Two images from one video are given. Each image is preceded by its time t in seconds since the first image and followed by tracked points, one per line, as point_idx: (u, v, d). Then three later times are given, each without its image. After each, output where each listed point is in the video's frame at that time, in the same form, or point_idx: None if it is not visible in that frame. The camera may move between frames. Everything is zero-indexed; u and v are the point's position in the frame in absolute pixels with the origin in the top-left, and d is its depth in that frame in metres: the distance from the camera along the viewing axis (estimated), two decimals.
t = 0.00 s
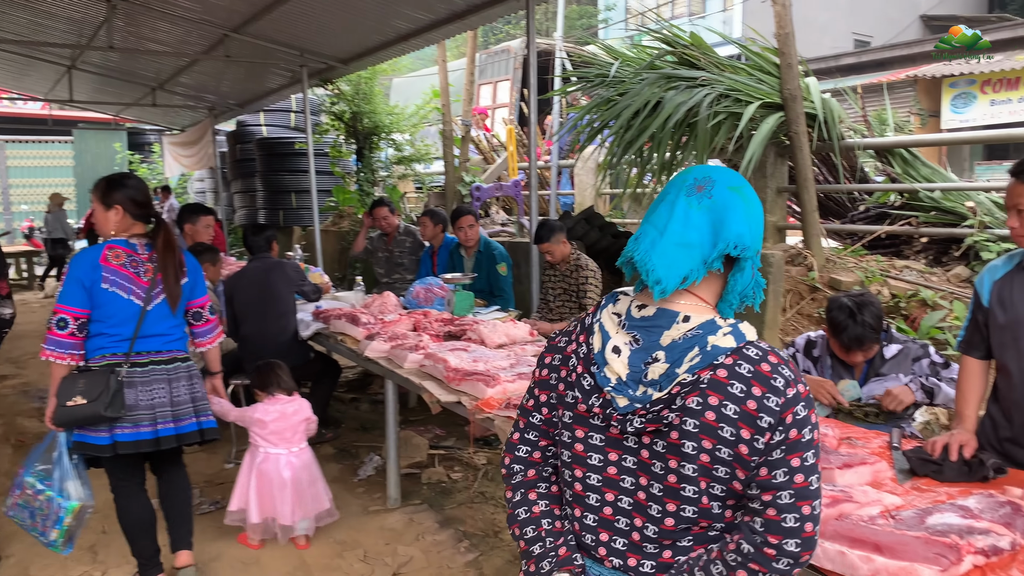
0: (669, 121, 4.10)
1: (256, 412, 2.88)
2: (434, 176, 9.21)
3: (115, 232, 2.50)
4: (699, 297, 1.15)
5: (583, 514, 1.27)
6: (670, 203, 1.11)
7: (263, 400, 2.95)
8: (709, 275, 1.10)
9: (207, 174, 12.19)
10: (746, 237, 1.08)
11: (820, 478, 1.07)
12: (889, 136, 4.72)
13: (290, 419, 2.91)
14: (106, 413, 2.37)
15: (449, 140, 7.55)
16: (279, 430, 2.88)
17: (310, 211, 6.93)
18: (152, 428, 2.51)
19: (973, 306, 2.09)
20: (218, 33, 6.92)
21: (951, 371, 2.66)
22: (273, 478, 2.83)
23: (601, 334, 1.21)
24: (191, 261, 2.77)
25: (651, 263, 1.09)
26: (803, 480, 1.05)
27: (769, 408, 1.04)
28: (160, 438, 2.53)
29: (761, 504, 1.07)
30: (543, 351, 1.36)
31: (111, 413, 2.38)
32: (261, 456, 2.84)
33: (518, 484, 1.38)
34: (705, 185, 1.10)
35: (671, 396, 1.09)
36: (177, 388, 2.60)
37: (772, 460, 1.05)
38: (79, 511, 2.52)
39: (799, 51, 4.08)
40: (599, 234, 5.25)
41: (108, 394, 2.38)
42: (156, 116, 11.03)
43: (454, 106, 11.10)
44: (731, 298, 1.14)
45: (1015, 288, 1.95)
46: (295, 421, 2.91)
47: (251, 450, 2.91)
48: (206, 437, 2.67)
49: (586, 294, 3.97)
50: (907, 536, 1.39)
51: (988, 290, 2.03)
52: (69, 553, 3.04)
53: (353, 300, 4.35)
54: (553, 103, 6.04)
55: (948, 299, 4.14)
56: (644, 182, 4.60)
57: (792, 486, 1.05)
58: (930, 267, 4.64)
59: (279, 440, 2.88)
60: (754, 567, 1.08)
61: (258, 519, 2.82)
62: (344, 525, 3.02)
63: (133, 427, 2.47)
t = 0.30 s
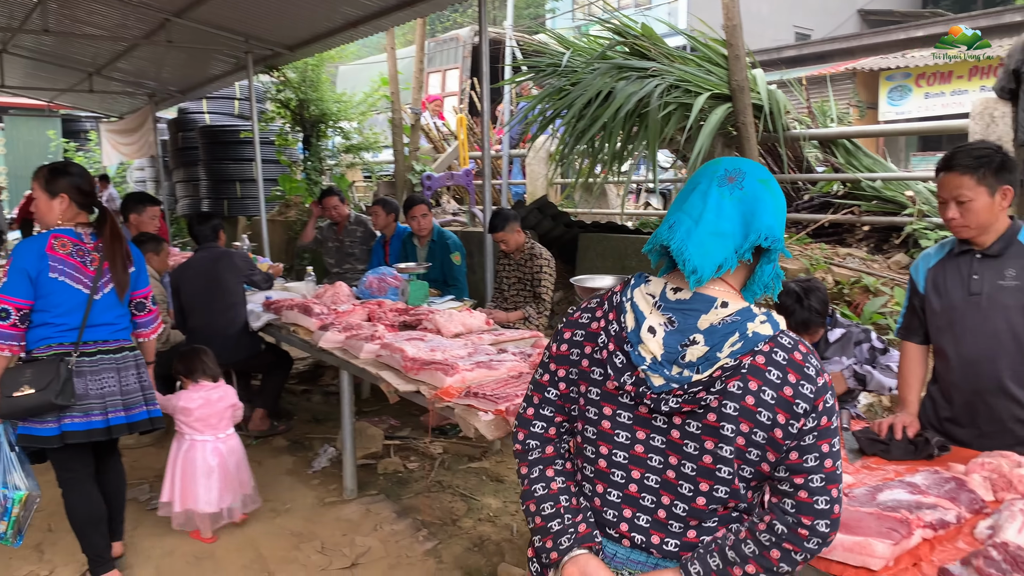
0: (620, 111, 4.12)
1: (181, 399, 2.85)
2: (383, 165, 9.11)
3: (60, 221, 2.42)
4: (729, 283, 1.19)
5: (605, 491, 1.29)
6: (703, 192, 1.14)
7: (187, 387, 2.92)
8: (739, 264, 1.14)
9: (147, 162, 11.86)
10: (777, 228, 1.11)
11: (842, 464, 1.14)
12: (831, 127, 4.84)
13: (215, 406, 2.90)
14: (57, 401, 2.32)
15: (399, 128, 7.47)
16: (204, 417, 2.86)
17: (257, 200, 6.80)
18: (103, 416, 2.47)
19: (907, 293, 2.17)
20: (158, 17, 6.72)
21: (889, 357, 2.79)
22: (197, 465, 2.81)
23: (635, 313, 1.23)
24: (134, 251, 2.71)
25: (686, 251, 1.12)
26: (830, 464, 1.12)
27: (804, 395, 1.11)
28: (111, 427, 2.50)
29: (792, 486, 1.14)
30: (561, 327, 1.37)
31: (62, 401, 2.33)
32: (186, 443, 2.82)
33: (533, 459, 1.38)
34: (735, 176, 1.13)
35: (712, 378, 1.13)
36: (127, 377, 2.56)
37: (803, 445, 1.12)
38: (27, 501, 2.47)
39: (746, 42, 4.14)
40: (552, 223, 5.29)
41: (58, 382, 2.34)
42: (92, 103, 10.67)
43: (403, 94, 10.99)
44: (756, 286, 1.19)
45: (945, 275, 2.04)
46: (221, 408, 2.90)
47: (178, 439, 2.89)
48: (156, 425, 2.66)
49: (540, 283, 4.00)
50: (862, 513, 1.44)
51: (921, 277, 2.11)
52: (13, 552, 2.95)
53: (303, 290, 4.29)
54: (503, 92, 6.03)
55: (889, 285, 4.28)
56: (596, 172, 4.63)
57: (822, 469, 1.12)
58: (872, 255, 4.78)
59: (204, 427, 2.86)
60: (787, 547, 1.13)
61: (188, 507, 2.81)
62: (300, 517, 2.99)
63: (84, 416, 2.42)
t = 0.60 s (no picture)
0: (577, 101, 4.15)
1: (130, 390, 2.84)
2: (333, 154, 9.00)
3: (12, 212, 2.38)
4: (721, 270, 1.25)
5: (603, 465, 1.35)
6: (702, 183, 1.19)
7: (133, 377, 2.91)
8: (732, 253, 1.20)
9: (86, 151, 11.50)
10: (769, 219, 1.18)
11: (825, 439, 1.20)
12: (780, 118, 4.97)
13: (165, 397, 2.91)
14: (14, 393, 2.32)
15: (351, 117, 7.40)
16: (154, 408, 2.87)
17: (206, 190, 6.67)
18: (59, 407, 2.48)
19: (856, 280, 2.25)
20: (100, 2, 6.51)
21: (836, 343, 2.91)
22: (146, 455, 2.83)
23: (634, 296, 1.27)
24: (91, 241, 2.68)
25: (687, 240, 1.17)
26: (816, 440, 1.17)
27: (794, 375, 1.15)
28: (67, 415, 2.51)
29: (778, 462, 1.19)
30: (559, 305, 1.41)
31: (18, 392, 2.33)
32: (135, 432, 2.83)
33: (532, 434, 1.43)
34: (730, 168, 1.19)
35: (708, 360, 1.18)
36: (82, 366, 2.57)
37: (792, 423, 1.17)
38: (14, 479, 2.27)
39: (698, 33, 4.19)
40: (509, 213, 5.32)
41: (17, 374, 2.34)
42: (27, 90, 10.30)
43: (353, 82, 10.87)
44: (746, 272, 1.25)
45: (893, 261, 2.13)
46: (170, 399, 2.92)
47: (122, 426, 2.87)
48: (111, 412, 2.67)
49: (499, 273, 4.03)
50: (823, 490, 1.50)
51: (870, 264, 2.20)
52: None
53: (257, 282, 4.24)
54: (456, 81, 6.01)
55: (836, 273, 4.42)
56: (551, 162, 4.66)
57: (808, 446, 1.17)
58: (819, 243, 4.93)
59: (154, 418, 2.88)
60: (775, 519, 1.17)
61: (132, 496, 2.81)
62: (262, 510, 2.97)
63: (41, 405, 2.42)
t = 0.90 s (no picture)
0: (530, 94, 4.16)
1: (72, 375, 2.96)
2: (281, 145, 8.87)
3: None
4: (674, 262, 1.31)
5: (566, 441, 1.41)
6: (656, 179, 1.25)
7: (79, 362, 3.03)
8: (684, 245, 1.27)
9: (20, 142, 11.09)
10: (717, 213, 1.25)
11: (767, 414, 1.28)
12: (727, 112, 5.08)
13: (106, 383, 3.02)
14: None
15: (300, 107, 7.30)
16: (94, 393, 2.98)
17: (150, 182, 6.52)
18: (12, 392, 2.54)
19: (806, 267, 2.34)
20: None
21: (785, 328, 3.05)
22: (83, 438, 2.93)
23: (592, 287, 1.33)
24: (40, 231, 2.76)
25: (642, 234, 1.23)
26: (759, 416, 1.26)
27: (736, 359, 1.23)
28: (21, 401, 2.57)
29: (726, 437, 1.27)
30: (523, 295, 1.46)
31: None
32: (74, 417, 2.94)
33: (500, 414, 1.47)
34: (684, 165, 1.25)
35: (659, 346, 1.25)
36: (34, 353, 2.64)
37: (735, 401, 1.25)
38: None
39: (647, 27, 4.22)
40: (463, 204, 5.34)
41: None
42: None
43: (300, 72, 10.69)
44: (697, 261, 1.32)
45: (843, 248, 2.22)
46: (111, 386, 3.03)
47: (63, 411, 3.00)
48: (65, 397, 2.73)
49: (456, 264, 4.06)
50: (780, 469, 1.57)
51: (819, 252, 2.29)
52: None
53: (208, 275, 4.18)
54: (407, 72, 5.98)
55: (782, 262, 4.56)
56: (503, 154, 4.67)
57: (751, 422, 1.25)
58: (765, 233, 5.08)
59: (94, 404, 2.99)
60: (722, 488, 1.26)
61: (68, 477, 2.92)
62: (220, 504, 2.95)
63: None
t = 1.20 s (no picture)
0: (483, 86, 4.13)
1: None
2: (227, 136, 8.70)
3: None
4: (586, 244, 1.42)
5: (502, 415, 1.50)
6: (562, 169, 1.35)
7: None
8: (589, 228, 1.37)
9: None
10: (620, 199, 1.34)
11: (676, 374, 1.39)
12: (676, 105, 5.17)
13: (30, 380, 2.99)
14: None
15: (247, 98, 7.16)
16: (19, 391, 2.94)
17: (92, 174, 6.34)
18: None
19: (757, 253, 2.43)
20: None
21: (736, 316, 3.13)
22: (15, 437, 2.90)
23: (510, 274, 1.43)
24: None
25: (548, 221, 1.33)
26: (666, 376, 1.37)
27: (641, 326, 1.35)
28: None
29: (638, 398, 1.37)
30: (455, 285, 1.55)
31: None
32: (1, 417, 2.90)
33: (441, 396, 1.55)
34: (588, 155, 1.34)
35: (570, 322, 1.36)
36: None
37: (645, 364, 1.36)
38: None
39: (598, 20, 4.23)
40: (417, 196, 5.34)
41: None
42: None
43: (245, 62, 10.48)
44: (607, 244, 1.42)
45: (798, 236, 2.30)
46: (35, 382, 3.00)
47: None
48: None
49: (411, 257, 4.06)
50: (738, 450, 1.63)
51: (773, 240, 2.38)
52: None
53: (157, 268, 4.11)
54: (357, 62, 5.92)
55: (730, 252, 4.67)
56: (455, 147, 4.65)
57: (660, 382, 1.36)
58: (714, 224, 5.18)
59: (19, 402, 2.96)
60: (636, 444, 1.37)
61: (5, 477, 2.89)
62: (177, 500, 2.92)
63: None
